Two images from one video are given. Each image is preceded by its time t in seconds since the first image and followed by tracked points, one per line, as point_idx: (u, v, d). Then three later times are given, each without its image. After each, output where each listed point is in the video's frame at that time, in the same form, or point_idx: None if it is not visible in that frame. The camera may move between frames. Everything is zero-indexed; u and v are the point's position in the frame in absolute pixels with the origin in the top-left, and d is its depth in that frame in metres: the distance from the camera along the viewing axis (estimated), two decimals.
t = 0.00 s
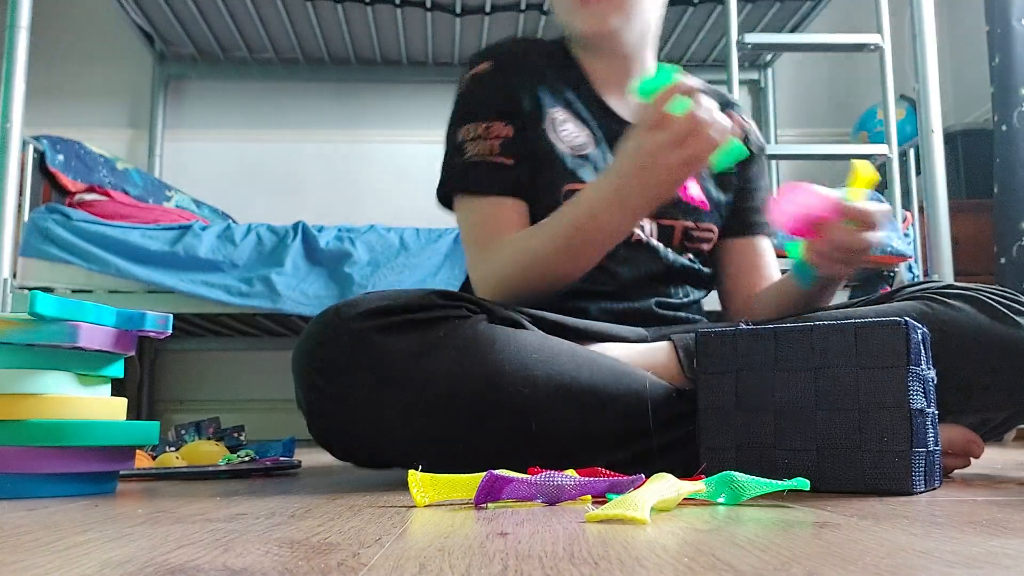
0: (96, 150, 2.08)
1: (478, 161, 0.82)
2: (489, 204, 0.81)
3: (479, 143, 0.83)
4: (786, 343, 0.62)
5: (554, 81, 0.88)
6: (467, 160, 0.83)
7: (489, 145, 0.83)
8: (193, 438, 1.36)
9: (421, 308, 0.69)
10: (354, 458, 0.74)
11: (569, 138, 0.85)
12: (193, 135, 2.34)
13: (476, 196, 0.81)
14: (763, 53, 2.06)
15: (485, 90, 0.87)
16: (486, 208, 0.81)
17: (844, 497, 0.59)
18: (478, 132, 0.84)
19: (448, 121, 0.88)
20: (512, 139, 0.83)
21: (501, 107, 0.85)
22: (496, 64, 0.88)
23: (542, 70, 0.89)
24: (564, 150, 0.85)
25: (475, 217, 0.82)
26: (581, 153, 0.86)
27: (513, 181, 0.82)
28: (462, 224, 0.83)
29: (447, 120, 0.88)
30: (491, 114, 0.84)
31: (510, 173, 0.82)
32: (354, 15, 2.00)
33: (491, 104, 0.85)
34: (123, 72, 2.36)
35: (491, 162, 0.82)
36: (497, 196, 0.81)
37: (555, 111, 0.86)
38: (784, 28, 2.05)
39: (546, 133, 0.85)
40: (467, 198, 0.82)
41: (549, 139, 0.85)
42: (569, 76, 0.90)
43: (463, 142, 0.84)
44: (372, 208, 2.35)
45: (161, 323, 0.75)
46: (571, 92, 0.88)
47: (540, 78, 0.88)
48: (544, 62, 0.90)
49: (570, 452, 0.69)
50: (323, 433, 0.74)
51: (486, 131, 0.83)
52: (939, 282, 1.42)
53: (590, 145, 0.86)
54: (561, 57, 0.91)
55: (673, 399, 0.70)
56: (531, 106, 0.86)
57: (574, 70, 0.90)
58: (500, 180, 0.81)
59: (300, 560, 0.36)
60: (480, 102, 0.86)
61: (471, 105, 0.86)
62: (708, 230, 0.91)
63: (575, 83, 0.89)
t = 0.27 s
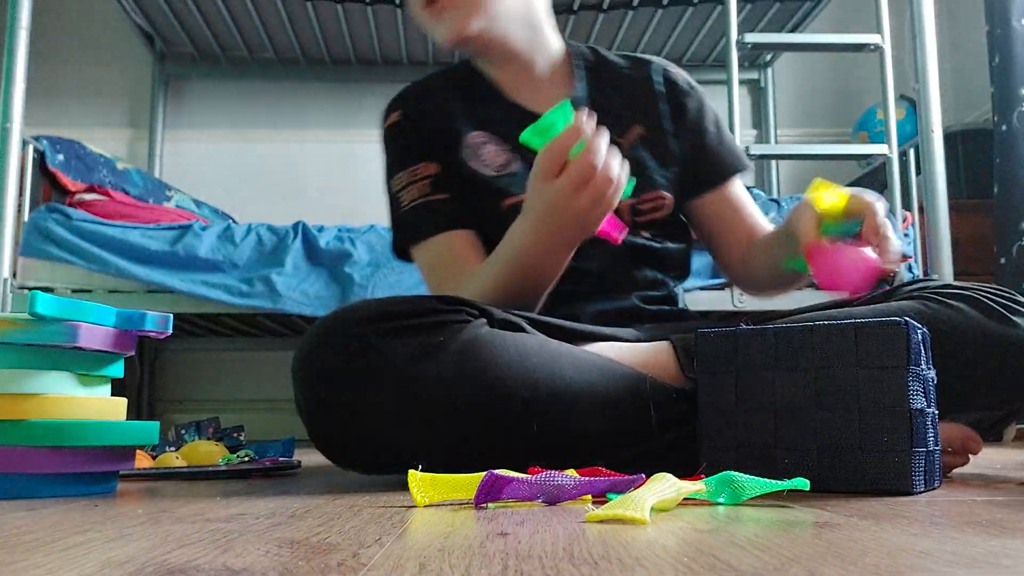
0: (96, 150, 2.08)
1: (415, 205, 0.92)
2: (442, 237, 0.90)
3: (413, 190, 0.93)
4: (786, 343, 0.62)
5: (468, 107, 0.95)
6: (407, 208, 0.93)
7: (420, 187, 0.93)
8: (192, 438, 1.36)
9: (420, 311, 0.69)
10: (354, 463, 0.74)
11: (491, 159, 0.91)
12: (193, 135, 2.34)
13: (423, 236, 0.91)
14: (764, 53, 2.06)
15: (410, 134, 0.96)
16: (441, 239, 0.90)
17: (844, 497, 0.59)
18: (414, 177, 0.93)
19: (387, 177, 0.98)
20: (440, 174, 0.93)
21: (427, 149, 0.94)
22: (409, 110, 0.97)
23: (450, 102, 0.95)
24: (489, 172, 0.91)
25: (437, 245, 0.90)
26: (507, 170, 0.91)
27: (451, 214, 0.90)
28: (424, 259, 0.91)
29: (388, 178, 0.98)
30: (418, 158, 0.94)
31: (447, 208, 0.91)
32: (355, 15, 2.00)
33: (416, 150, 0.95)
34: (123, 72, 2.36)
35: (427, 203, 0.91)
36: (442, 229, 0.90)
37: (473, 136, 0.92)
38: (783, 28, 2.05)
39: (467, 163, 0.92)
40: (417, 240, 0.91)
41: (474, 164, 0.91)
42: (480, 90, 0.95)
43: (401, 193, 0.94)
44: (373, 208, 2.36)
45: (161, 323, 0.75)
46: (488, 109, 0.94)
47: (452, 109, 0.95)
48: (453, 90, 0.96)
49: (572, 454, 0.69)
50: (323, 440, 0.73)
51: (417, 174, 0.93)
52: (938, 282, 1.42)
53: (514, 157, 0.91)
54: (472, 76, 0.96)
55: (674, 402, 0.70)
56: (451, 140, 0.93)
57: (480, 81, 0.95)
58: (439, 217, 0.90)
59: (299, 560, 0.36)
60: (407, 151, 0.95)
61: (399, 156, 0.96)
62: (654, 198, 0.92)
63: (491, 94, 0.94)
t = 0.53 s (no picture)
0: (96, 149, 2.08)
1: (377, 230, 0.94)
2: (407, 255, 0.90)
3: (373, 220, 0.96)
4: (785, 343, 0.62)
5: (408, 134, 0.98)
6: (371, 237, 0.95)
7: (377, 217, 0.95)
8: (192, 438, 1.36)
9: (418, 308, 0.70)
10: (356, 460, 0.74)
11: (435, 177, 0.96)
12: (193, 135, 2.34)
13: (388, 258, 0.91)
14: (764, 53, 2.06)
15: (365, 171, 1.00)
16: (406, 262, 0.90)
17: (844, 497, 0.59)
18: (372, 210, 0.97)
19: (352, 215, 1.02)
20: (394, 199, 0.96)
21: (378, 182, 0.99)
22: (356, 151, 1.01)
23: (390, 133, 0.99)
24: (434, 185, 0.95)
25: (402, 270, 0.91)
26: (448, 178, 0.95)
27: (411, 231, 0.92)
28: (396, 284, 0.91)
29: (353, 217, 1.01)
30: (372, 193, 0.98)
31: (407, 225, 0.93)
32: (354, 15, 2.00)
33: (370, 185, 0.99)
34: (122, 71, 2.36)
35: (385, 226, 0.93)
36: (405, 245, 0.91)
37: (416, 160, 0.97)
38: (784, 28, 2.05)
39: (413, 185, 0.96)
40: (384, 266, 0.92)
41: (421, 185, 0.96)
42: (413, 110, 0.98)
43: (364, 228, 0.98)
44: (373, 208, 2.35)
45: (161, 323, 0.75)
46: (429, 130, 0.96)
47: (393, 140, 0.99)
48: (392, 120, 1.00)
49: (572, 453, 0.69)
50: (326, 438, 0.74)
51: (372, 207, 0.97)
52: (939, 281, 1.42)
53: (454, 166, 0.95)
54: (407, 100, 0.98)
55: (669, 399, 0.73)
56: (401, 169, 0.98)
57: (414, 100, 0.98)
58: (401, 233, 0.92)
59: (299, 560, 0.36)
60: (363, 188, 1.00)
61: (358, 195, 1.00)
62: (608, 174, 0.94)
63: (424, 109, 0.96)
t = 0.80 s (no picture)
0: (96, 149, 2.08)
1: (368, 240, 0.94)
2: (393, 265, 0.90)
3: (364, 231, 0.96)
4: (785, 343, 0.62)
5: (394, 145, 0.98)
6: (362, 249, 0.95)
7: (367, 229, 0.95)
8: (192, 438, 1.36)
9: (415, 300, 0.69)
10: (353, 452, 0.73)
11: (416, 183, 0.95)
12: (193, 135, 2.34)
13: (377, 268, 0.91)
14: (764, 53, 2.06)
15: (354, 187, 1.00)
16: (396, 268, 0.90)
17: (844, 496, 0.59)
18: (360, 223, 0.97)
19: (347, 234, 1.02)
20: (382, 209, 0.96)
21: (366, 195, 0.98)
22: (345, 169, 1.00)
23: (375, 147, 0.99)
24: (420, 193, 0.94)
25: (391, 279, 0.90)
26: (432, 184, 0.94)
27: (397, 240, 0.92)
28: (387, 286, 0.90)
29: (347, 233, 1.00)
30: (361, 206, 0.98)
31: (395, 234, 0.93)
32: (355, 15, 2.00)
33: (358, 200, 0.99)
34: (122, 71, 2.36)
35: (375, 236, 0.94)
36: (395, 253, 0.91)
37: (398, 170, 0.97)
38: (784, 28, 2.05)
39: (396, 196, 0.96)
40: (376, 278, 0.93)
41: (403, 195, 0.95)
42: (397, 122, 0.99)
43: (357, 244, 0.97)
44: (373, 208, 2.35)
45: (161, 323, 0.75)
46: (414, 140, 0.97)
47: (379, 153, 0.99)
48: (379, 135, 1.00)
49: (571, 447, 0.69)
50: (323, 430, 0.73)
51: (362, 219, 0.97)
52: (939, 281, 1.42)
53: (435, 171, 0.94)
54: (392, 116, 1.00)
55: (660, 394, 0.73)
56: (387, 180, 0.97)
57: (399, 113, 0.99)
58: (389, 245, 0.92)
59: (299, 560, 0.36)
60: (352, 204, 0.99)
61: (348, 212, 1.00)
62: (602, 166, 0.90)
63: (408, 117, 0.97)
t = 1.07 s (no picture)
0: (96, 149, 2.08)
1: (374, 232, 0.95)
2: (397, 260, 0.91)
3: (371, 221, 0.96)
4: (786, 343, 0.62)
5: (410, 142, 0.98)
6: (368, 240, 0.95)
7: (376, 220, 0.96)
8: (193, 438, 1.36)
9: (417, 299, 0.70)
10: (354, 452, 0.74)
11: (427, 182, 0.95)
12: (193, 135, 2.34)
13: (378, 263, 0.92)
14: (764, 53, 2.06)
15: (365, 177, 1.00)
16: (401, 263, 0.90)
17: (844, 496, 0.59)
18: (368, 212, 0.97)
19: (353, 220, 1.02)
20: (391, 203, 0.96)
21: (375, 185, 0.99)
22: (357, 157, 1.01)
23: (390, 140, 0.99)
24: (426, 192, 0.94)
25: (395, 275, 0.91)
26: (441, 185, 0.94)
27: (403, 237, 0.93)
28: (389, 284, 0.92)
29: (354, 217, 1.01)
30: (371, 195, 0.98)
31: (400, 230, 0.94)
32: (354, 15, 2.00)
33: (368, 188, 0.99)
34: (122, 71, 2.36)
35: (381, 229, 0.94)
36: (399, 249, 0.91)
37: (412, 167, 0.96)
38: (784, 28, 2.05)
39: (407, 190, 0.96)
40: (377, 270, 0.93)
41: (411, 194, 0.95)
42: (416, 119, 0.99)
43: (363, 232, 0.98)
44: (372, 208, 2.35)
45: (161, 323, 0.75)
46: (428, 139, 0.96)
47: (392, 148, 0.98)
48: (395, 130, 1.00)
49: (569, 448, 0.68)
50: (325, 429, 0.73)
51: (372, 208, 0.97)
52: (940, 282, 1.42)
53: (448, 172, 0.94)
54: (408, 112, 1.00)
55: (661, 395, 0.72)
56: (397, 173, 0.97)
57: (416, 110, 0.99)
58: (393, 241, 0.92)
59: (299, 560, 0.36)
60: (362, 190, 1.00)
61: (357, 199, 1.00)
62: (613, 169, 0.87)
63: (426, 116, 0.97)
